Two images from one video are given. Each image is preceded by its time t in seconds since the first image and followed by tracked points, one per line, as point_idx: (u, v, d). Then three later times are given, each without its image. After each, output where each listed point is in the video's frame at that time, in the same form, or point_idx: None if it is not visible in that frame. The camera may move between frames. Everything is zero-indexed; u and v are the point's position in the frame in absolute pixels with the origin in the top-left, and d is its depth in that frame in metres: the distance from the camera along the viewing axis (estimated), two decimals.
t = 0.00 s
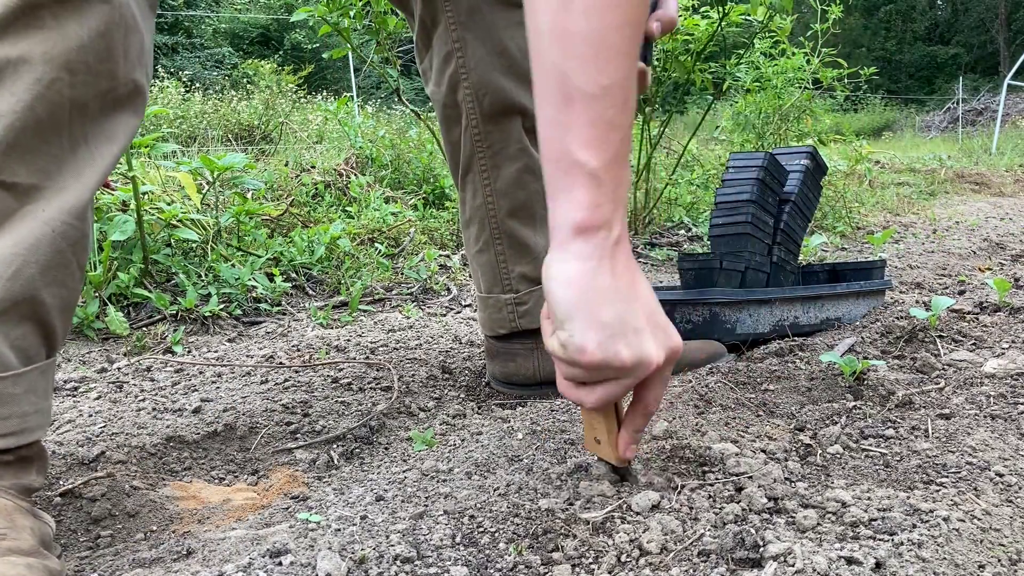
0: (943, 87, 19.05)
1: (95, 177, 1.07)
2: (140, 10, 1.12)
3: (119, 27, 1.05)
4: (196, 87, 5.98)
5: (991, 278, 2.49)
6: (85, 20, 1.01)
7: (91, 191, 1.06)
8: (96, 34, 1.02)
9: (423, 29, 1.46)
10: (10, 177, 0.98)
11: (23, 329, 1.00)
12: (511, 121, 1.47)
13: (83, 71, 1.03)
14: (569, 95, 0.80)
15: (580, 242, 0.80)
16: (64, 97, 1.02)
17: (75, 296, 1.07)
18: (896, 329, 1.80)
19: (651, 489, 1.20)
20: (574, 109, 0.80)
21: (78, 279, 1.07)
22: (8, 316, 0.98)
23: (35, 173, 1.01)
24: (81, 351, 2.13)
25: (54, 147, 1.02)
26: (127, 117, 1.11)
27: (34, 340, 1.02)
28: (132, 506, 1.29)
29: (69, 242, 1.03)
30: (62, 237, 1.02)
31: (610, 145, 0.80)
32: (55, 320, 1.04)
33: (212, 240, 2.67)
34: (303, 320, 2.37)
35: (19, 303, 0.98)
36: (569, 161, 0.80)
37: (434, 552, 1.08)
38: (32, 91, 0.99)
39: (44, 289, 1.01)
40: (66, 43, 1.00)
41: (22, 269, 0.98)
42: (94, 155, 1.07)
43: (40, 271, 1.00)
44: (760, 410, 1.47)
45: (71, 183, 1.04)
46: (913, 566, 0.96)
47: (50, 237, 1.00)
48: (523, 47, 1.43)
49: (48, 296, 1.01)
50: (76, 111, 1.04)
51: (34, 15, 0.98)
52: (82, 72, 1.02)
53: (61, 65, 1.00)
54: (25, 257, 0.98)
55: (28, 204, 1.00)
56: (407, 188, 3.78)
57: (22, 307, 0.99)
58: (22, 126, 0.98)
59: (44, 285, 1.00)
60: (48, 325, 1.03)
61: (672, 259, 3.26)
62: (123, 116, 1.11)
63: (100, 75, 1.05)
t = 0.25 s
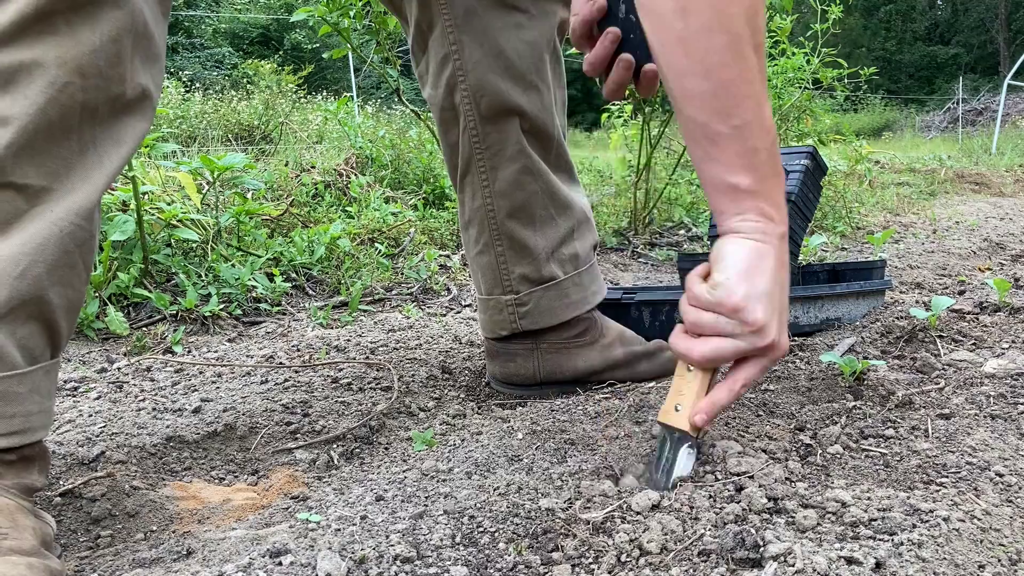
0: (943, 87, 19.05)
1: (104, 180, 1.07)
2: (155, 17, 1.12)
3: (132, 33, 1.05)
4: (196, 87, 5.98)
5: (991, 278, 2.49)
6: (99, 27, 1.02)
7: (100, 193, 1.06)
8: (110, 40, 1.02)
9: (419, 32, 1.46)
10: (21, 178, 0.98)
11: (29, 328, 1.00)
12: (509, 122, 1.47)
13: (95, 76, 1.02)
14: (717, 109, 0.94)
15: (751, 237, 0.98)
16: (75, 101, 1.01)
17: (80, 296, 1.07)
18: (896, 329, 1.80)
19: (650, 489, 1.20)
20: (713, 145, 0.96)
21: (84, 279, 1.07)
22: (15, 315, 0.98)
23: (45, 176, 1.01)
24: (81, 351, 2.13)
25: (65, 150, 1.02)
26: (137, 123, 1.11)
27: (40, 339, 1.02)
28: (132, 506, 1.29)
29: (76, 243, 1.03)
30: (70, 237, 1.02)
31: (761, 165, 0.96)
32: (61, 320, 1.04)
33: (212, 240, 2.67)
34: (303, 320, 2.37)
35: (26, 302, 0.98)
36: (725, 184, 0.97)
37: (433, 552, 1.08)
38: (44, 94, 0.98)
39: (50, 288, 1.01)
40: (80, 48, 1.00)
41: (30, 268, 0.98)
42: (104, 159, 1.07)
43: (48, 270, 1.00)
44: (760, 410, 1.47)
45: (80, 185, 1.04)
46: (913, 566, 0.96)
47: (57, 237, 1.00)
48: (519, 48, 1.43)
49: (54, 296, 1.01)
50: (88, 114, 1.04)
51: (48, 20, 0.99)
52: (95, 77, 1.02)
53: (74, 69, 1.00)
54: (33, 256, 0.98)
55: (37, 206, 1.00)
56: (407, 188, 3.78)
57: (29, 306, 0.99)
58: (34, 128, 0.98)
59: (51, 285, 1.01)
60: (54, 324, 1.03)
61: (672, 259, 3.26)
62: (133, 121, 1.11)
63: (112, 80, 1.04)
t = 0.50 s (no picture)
0: (943, 87, 19.06)
1: (96, 179, 1.07)
2: (142, 17, 1.12)
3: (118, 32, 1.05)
4: (196, 86, 5.98)
5: (991, 278, 2.49)
6: (83, 26, 1.02)
7: (91, 191, 1.06)
8: (96, 39, 1.02)
9: (414, 32, 1.46)
10: (10, 179, 0.99)
11: (23, 328, 1.00)
12: (504, 121, 1.47)
13: (83, 75, 1.02)
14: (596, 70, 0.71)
15: (643, 225, 0.72)
16: (64, 101, 1.01)
17: (75, 296, 1.07)
18: (895, 329, 1.80)
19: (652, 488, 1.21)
20: (604, 105, 0.72)
21: (77, 278, 1.07)
22: (8, 314, 0.98)
23: (34, 175, 1.01)
24: (81, 351, 2.13)
25: (53, 150, 1.02)
26: (126, 122, 1.11)
27: (34, 338, 1.02)
28: (132, 506, 1.29)
29: (67, 242, 1.03)
30: (61, 235, 1.02)
31: (647, 129, 0.72)
32: (55, 319, 1.04)
33: (212, 240, 2.67)
34: (303, 320, 2.37)
35: (20, 301, 0.98)
36: (607, 157, 0.72)
37: (433, 552, 1.08)
38: (32, 94, 0.98)
39: (44, 287, 1.01)
40: (66, 47, 1.00)
41: (21, 266, 0.98)
42: (95, 158, 1.07)
43: (40, 269, 1.00)
44: (760, 410, 1.47)
45: (71, 184, 1.04)
46: (913, 566, 0.96)
47: (49, 236, 1.00)
48: (514, 48, 1.43)
49: (47, 294, 1.01)
50: (76, 114, 1.04)
51: (33, 21, 0.99)
52: (83, 76, 1.02)
53: (61, 69, 1.00)
54: (25, 255, 0.98)
55: (28, 205, 1.00)
56: (407, 188, 3.78)
57: (22, 304, 0.99)
58: (21, 128, 0.98)
59: (43, 283, 1.01)
60: (48, 323, 1.03)
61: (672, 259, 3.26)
62: (122, 120, 1.10)
63: (100, 79, 1.04)
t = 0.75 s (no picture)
0: (943, 87, 19.07)
1: (87, 177, 1.08)
2: (125, 17, 1.13)
3: (106, 31, 1.06)
4: (196, 86, 5.97)
5: (991, 278, 2.49)
6: (73, 25, 1.02)
7: (82, 189, 1.07)
8: (84, 38, 1.03)
9: (406, 34, 1.47)
10: (4, 178, 0.98)
11: (18, 327, 1.00)
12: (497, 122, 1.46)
13: (72, 74, 1.03)
14: (490, 40, 0.82)
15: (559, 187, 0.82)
16: (53, 100, 1.02)
17: (69, 295, 1.07)
18: (895, 330, 1.80)
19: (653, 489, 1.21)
20: (507, 82, 0.83)
21: (71, 276, 1.07)
22: (4, 314, 0.98)
23: (27, 175, 1.01)
24: (81, 351, 2.13)
25: (45, 150, 1.03)
26: (114, 121, 1.12)
27: (29, 337, 1.02)
28: (132, 506, 1.29)
29: (61, 241, 1.03)
30: (54, 234, 1.02)
31: (557, 102, 0.83)
32: (49, 319, 1.04)
33: (212, 240, 2.67)
34: (303, 320, 2.37)
35: (15, 301, 0.98)
36: (521, 126, 0.84)
37: (434, 552, 1.08)
38: (22, 93, 0.98)
39: (39, 286, 1.01)
40: (55, 46, 1.01)
41: (16, 265, 0.98)
42: (84, 158, 1.08)
43: (34, 268, 1.00)
44: (760, 410, 1.47)
45: (63, 183, 1.04)
46: (913, 566, 0.96)
47: (42, 235, 1.00)
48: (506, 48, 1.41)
49: (42, 294, 1.01)
50: (66, 113, 1.04)
51: (22, 20, 0.99)
52: (71, 75, 1.03)
53: (50, 67, 1.00)
54: (20, 254, 0.98)
55: (19, 205, 1.00)
56: (407, 188, 3.78)
57: (17, 304, 0.99)
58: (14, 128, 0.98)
59: (39, 282, 1.00)
60: (43, 323, 1.03)
61: (672, 259, 3.26)
62: (110, 119, 1.12)
63: (88, 78, 1.05)
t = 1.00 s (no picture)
0: (943, 87, 19.08)
1: (82, 178, 1.08)
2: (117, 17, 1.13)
3: (99, 32, 1.06)
4: (196, 86, 5.97)
5: (992, 278, 2.49)
6: (66, 27, 1.02)
7: (77, 191, 1.07)
8: (77, 40, 1.03)
9: (401, 37, 1.46)
10: None
11: (14, 328, 1.00)
12: (494, 123, 1.46)
13: (64, 75, 1.03)
14: None
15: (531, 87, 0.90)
16: (47, 101, 1.02)
17: (66, 296, 1.07)
18: (895, 329, 1.80)
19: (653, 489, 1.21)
20: None
21: (67, 278, 1.07)
22: None
23: (22, 177, 1.01)
24: (81, 351, 2.13)
25: (39, 151, 1.03)
26: (108, 122, 1.12)
27: (26, 339, 1.02)
28: (132, 506, 1.29)
29: (57, 241, 1.03)
30: (50, 235, 1.02)
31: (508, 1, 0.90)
32: (46, 320, 1.04)
33: (212, 240, 2.67)
34: (303, 320, 2.37)
35: (12, 302, 0.98)
36: (482, 30, 0.91)
37: (434, 552, 1.08)
38: (15, 95, 0.98)
39: (35, 288, 1.01)
40: (48, 48, 1.01)
41: (12, 266, 0.98)
42: (79, 160, 1.08)
43: (31, 269, 1.00)
44: (760, 410, 1.47)
45: (58, 184, 1.04)
46: (913, 566, 0.96)
47: (38, 236, 1.00)
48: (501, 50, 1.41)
49: (39, 295, 1.01)
50: (60, 115, 1.04)
51: (15, 22, 0.99)
52: (64, 76, 1.03)
53: (42, 69, 1.00)
54: (16, 255, 0.98)
55: (15, 206, 1.00)
56: (407, 188, 3.78)
57: (13, 305, 0.98)
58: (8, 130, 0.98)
59: (35, 284, 1.00)
60: (40, 324, 1.03)
61: (672, 259, 3.26)
62: (104, 120, 1.12)
63: (81, 79, 1.05)
